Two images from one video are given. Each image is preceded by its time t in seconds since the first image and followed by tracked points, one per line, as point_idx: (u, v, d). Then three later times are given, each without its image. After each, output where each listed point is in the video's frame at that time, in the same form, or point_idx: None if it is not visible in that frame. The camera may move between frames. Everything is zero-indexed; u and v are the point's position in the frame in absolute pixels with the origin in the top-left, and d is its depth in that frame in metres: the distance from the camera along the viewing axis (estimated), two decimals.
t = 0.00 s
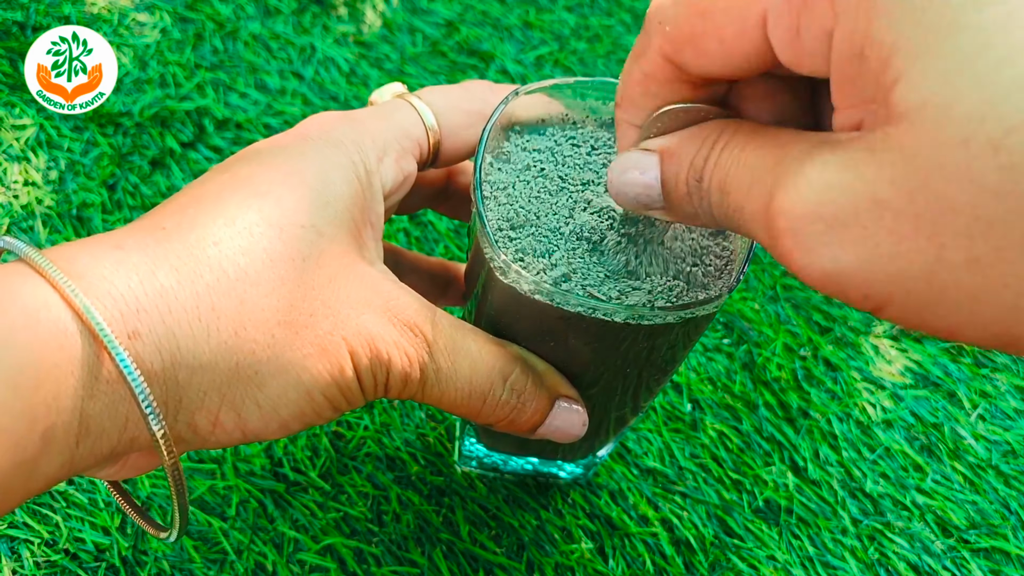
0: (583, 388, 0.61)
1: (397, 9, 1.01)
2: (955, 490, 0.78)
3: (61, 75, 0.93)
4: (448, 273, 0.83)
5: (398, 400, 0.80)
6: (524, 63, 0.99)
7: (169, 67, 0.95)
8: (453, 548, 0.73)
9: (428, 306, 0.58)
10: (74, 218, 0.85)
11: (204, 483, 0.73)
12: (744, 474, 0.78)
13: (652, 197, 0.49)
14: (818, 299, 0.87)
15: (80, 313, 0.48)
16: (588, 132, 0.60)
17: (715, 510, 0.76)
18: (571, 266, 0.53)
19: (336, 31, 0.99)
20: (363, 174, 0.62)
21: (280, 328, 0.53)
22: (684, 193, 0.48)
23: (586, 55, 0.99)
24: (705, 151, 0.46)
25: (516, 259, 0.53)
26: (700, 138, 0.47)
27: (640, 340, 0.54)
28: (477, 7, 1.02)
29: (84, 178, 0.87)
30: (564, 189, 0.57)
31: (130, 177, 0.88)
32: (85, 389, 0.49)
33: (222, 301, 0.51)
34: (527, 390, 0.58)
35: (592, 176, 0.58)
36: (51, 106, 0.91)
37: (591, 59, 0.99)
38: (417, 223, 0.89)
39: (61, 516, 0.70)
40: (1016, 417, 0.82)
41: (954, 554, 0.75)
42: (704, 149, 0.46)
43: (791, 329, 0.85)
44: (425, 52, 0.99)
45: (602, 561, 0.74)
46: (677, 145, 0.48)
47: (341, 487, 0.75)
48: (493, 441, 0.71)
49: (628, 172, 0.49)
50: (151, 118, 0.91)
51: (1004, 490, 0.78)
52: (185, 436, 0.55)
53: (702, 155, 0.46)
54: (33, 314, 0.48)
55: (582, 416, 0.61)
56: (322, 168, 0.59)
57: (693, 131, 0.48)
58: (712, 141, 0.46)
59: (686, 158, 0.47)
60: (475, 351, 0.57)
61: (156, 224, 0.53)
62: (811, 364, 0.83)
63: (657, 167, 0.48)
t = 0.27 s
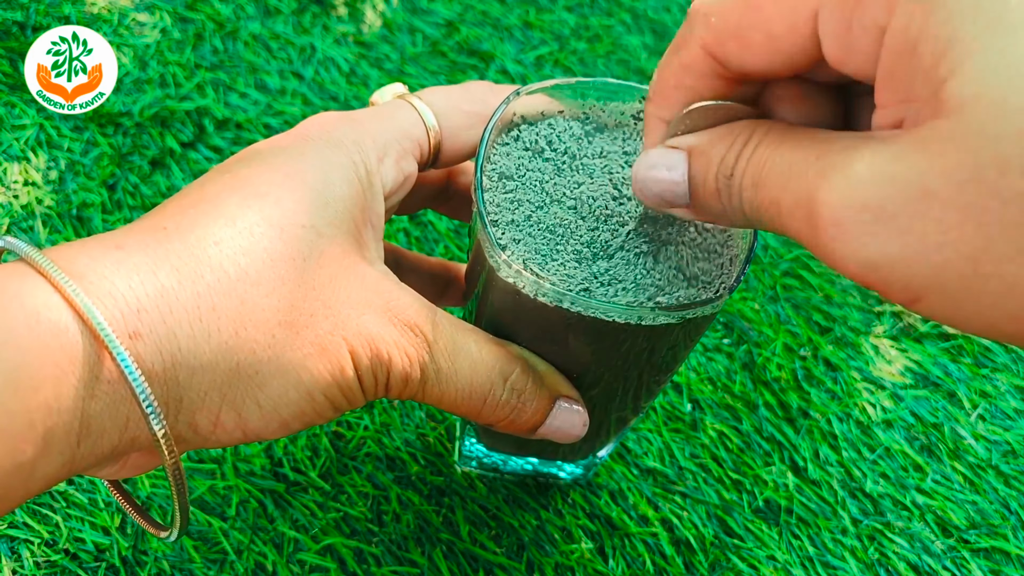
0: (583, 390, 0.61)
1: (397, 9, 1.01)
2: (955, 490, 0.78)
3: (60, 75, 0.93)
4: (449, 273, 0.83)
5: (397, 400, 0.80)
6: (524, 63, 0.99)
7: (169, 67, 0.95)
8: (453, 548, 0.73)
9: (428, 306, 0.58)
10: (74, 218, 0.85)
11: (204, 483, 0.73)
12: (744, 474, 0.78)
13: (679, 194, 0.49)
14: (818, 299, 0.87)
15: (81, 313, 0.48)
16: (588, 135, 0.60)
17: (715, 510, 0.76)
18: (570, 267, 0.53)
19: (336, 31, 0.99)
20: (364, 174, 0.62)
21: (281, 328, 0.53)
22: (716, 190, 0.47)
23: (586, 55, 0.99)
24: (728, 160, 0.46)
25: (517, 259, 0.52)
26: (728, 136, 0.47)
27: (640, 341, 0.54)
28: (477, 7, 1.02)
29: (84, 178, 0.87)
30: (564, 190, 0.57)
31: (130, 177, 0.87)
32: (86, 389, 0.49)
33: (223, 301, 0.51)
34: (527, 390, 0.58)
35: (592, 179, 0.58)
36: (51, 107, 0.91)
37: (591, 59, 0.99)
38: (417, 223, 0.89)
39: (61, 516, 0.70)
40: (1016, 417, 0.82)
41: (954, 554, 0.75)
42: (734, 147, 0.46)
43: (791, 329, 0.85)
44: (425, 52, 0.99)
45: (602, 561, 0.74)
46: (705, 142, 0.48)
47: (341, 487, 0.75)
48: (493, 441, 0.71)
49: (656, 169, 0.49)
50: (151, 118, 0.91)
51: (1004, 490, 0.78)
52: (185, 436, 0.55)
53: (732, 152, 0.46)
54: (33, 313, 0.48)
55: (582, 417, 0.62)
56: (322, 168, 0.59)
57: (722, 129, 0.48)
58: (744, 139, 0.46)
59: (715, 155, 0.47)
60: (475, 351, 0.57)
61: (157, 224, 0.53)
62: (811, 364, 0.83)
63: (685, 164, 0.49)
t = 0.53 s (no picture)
0: (584, 391, 0.61)
1: (396, 9, 1.01)
2: (955, 490, 0.78)
3: (60, 75, 0.93)
4: (450, 273, 0.83)
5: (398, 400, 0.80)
6: (524, 63, 0.99)
7: (169, 67, 0.95)
8: (453, 548, 0.73)
9: (432, 305, 0.58)
10: (74, 218, 0.85)
11: (204, 483, 0.73)
12: (744, 474, 0.78)
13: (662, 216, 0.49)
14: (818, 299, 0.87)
15: (86, 308, 0.48)
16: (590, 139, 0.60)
17: (715, 510, 0.76)
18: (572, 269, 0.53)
19: (336, 31, 0.99)
20: (367, 172, 0.62)
21: (285, 325, 0.53)
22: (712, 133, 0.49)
23: (586, 55, 0.99)
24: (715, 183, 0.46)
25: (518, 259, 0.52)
26: (713, 164, 0.46)
27: (641, 343, 0.54)
28: (477, 7, 1.02)
29: (84, 178, 0.87)
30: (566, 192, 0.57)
31: (130, 177, 0.88)
32: (92, 384, 0.49)
33: (228, 297, 0.51)
34: (529, 390, 0.58)
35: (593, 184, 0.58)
36: (51, 107, 0.91)
37: (591, 59, 0.99)
38: (418, 223, 0.89)
39: (61, 516, 0.70)
40: (1016, 417, 0.82)
41: (954, 554, 0.75)
42: (720, 171, 0.46)
43: (791, 329, 0.85)
44: (425, 52, 0.99)
45: (602, 561, 0.74)
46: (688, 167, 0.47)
47: (341, 486, 0.75)
48: (493, 441, 0.71)
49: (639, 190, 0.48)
50: (151, 118, 0.91)
51: (1003, 490, 0.78)
52: (189, 432, 0.55)
53: (717, 177, 0.46)
54: (39, 309, 0.48)
55: (583, 418, 0.61)
56: (326, 166, 0.59)
57: (706, 155, 0.47)
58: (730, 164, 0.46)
59: (698, 182, 0.46)
60: (478, 350, 0.57)
61: (161, 220, 0.53)
62: (811, 364, 0.83)
63: (669, 186, 0.48)
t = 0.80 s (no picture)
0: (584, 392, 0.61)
1: (396, 9, 1.01)
2: (955, 490, 0.78)
3: (60, 75, 0.93)
4: (450, 274, 0.83)
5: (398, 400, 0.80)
6: (524, 63, 0.99)
7: (169, 67, 0.95)
8: (453, 548, 0.73)
9: (431, 306, 0.58)
10: (74, 218, 0.85)
11: (204, 483, 0.73)
12: (744, 474, 0.78)
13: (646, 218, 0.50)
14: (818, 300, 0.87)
15: (85, 311, 0.48)
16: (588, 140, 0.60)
17: (715, 510, 0.76)
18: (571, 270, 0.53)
19: (336, 30, 0.99)
20: (367, 174, 0.62)
21: (284, 326, 0.53)
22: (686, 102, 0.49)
23: (586, 55, 0.99)
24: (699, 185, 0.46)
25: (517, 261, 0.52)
26: (700, 159, 0.47)
27: (641, 344, 0.54)
28: (477, 7, 1.02)
29: (84, 178, 0.87)
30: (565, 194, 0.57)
31: (130, 177, 0.88)
32: (90, 387, 0.49)
33: (226, 299, 0.51)
34: (529, 391, 0.58)
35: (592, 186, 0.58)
36: (51, 107, 0.91)
37: (591, 59, 0.99)
38: (417, 223, 0.89)
39: (61, 517, 0.70)
40: (1016, 417, 0.82)
41: (954, 554, 0.75)
42: (704, 170, 0.46)
43: (791, 329, 0.85)
44: (425, 52, 0.99)
45: (602, 561, 0.74)
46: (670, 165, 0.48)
47: (341, 486, 0.75)
48: (493, 442, 0.71)
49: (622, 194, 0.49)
50: (151, 118, 0.91)
51: (1004, 490, 0.78)
52: (188, 434, 0.55)
53: (701, 176, 0.46)
54: (37, 312, 0.48)
55: (582, 419, 0.61)
56: (326, 168, 0.59)
57: (690, 153, 0.48)
58: (713, 162, 0.46)
59: (683, 181, 0.47)
60: (477, 351, 0.57)
61: (160, 222, 0.53)
62: (811, 364, 0.83)
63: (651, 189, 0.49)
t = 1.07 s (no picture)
0: (585, 392, 0.61)
1: (396, 9, 1.01)
2: (955, 490, 0.78)
3: (60, 75, 0.93)
4: (451, 273, 0.83)
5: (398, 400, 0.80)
6: (524, 63, 0.99)
7: (169, 67, 0.95)
8: (453, 548, 0.73)
9: (431, 305, 0.58)
10: (74, 218, 0.85)
11: (204, 484, 0.73)
12: (744, 474, 0.78)
13: (613, 185, 0.49)
14: (818, 299, 0.87)
15: (85, 310, 0.48)
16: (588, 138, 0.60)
17: (715, 510, 0.76)
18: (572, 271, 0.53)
19: (336, 30, 0.99)
20: (367, 173, 0.62)
21: (283, 325, 0.53)
22: (658, 177, 0.46)
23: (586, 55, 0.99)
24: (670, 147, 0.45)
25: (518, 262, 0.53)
26: (669, 119, 0.46)
27: (642, 344, 0.54)
28: (477, 7, 1.02)
29: (84, 178, 0.87)
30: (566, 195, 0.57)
31: (130, 177, 0.87)
32: (90, 385, 0.49)
33: (226, 297, 0.51)
34: (528, 392, 0.58)
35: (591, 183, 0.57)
36: (51, 107, 0.91)
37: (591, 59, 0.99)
38: (417, 223, 0.89)
39: (61, 516, 0.70)
40: (1016, 417, 0.82)
41: (954, 554, 0.75)
42: (677, 129, 0.45)
43: (791, 329, 0.85)
44: (425, 52, 0.99)
45: (602, 561, 0.74)
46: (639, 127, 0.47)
47: (341, 487, 0.75)
48: (493, 441, 0.71)
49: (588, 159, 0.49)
50: (151, 118, 0.91)
51: (1003, 490, 0.78)
52: (188, 432, 0.55)
53: (675, 137, 0.45)
54: (37, 310, 0.48)
55: (583, 419, 0.61)
56: (326, 167, 0.59)
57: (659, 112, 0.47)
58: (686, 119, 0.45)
59: (654, 142, 0.46)
60: (477, 352, 0.57)
61: (161, 220, 0.53)
62: (811, 364, 0.83)
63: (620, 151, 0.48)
